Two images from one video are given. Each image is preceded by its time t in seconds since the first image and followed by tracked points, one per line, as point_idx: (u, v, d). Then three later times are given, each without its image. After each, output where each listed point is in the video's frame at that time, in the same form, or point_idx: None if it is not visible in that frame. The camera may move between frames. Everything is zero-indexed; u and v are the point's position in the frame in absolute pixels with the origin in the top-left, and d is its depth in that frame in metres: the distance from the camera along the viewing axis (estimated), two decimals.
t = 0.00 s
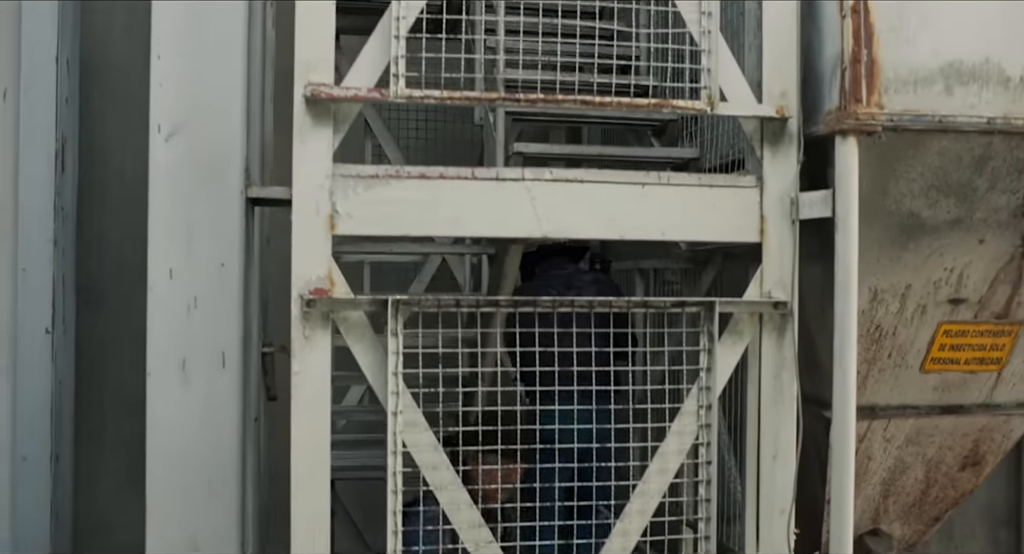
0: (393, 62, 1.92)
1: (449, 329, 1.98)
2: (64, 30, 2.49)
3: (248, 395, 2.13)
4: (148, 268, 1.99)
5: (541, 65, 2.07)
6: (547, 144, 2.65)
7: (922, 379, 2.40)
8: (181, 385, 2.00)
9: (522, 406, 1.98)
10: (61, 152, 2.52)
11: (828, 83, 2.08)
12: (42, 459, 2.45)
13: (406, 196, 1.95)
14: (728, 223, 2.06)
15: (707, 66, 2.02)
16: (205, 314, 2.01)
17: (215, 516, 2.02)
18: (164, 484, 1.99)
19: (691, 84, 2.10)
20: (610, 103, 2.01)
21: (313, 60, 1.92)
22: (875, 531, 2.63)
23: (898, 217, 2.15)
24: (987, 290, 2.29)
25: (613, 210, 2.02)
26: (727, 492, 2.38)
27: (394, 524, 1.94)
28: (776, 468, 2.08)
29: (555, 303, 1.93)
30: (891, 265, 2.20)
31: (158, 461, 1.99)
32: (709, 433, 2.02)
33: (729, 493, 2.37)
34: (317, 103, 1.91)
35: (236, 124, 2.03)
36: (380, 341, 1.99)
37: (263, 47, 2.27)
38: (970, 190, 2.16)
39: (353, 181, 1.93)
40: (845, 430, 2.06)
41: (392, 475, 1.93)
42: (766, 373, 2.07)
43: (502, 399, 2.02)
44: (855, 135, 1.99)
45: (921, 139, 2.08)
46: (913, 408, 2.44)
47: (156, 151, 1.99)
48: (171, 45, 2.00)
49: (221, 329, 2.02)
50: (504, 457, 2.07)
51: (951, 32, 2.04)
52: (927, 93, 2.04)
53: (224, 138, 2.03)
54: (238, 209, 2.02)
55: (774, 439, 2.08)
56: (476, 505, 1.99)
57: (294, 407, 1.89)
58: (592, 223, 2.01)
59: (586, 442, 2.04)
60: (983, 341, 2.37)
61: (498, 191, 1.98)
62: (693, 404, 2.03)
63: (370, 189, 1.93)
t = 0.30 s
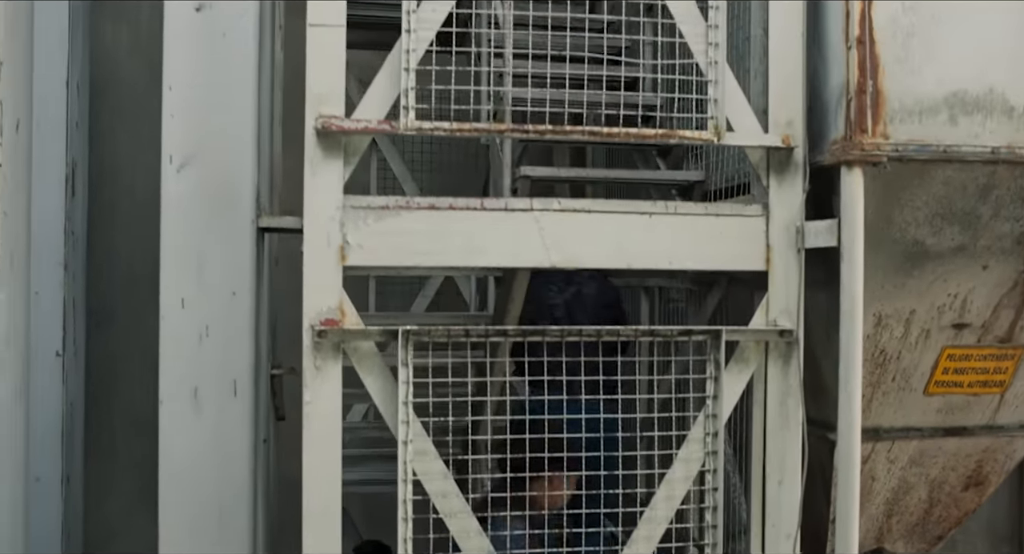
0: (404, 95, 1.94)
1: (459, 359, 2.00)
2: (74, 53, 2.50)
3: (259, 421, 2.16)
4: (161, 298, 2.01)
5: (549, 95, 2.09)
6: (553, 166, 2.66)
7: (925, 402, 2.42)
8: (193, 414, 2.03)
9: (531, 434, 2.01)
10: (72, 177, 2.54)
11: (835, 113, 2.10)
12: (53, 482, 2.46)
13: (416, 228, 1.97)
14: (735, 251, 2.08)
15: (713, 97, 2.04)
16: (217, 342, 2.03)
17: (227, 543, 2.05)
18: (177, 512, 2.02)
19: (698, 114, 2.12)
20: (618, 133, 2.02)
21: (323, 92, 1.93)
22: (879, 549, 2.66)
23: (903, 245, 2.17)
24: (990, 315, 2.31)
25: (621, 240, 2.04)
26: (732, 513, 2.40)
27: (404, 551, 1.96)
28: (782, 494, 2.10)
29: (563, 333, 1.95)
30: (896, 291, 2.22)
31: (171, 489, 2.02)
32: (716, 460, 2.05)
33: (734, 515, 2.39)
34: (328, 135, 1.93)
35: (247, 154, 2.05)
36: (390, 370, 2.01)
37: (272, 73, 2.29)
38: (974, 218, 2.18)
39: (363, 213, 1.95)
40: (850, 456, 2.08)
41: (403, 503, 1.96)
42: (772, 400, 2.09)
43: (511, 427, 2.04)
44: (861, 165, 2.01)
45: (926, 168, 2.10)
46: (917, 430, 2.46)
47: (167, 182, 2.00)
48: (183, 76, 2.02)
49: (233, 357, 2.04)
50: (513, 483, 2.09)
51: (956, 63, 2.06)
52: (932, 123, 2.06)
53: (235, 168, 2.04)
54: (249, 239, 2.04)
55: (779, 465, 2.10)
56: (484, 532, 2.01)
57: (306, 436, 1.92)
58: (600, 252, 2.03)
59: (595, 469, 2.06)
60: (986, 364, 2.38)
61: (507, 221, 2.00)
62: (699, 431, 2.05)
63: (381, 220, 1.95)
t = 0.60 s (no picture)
0: (413, 126, 1.96)
1: (468, 388, 2.02)
2: (84, 78, 2.52)
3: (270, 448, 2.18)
4: (172, 327, 2.03)
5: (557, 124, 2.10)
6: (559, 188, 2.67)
7: (929, 424, 2.44)
8: (204, 442, 2.05)
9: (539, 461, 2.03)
10: (81, 200, 2.56)
11: (840, 142, 2.11)
12: (64, 503, 2.49)
13: (425, 258, 1.99)
14: (740, 279, 2.10)
15: (720, 126, 2.06)
16: (228, 371, 2.05)
17: None
18: (188, 540, 2.04)
19: (704, 143, 2.14)
20: (626, 163, 2.04)
21: (334, 124, 1.94)
22: None
23: (907, 272, 2.19)
24: (993, 340, 2.33)
25: (628, 269, 2.06)
26: (737, 534, 2.41)
27: None
28: (786, 519, 2.12)
29: (571, 362, 1.97)
30: (900, 317, 2.24)
31: (182, 517, 2.04)
32: (722, 486, 2.06)
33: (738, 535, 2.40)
34: (338, 166, 1.95)
35: (258, 184, 2.06)
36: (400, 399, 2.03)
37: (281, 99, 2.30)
38: (977, 245, 2.20)
39: (373, 243, 1.97)
40: (855, 482, 2.10)
41: (412, 530, 1.97)
42: (777, 426, 2.11)
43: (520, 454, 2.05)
44: (866, 196, 2.03)
45: (931, 197, 2.12)
46: (920, 452, 2.48)
47: (179, 212, 2.03)
48: (194, 107, 2.04)
49: (244, 386, 2.06)
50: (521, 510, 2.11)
51: (960, 93, 2.08)
52: (936, 152, 2.08)
53: (246, 198, 2.06)
54: (260, 268, 2.06)
55: (784, 491, 2.11)
56: None
57: (317, 465, 1.94)
58: (608, 281, 2.05)
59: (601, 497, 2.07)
60: (989, 388, 2.40)
61: (515, 250, 2.02)
62: (706, 457, 2.07)
63: (391, 251, 1.97)
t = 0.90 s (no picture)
0: (421, 155, 1.97)
1: (476, 414, 2.04)
2: (92, 100, 2.54)
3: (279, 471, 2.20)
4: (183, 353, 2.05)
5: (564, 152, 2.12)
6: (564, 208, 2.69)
7: (932, 446, 2.45)
8: (215, 466, 2.07)
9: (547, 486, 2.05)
10: (90, 222, 2.57)
11: (846, 169, 2.13)
12: (73, 522, 2.51)
13: (434, 286, 2.00)
14: (746, 306, 2.12)
15: (726, 154, 2.07)
16: (238, 397, 2.07)
17: None
18: None
19: (710, 170, 2.15)
20: (633, 192, 2.06)
21: (344, 154, 1.96)
22: None
23: (911, 297, 2.21)
24: (996, 363, 2.35)
25: (635, 296, 2.08)
26: None
27: None
28: (791, 542, 2.14)
29: (579, 389, 1.99)
30: (904, 341, 2.26)
31: (194, 540, 2.06)
32: (727, 511, 2.08)
33: None
34: (347, 196, 1.96)
35: (268, 211, 2.08)
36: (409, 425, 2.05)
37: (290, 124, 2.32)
38: (981, 271, 2.22)
39: (383, 271, 1.98)
40: (859, 506, 2.12)
41: None
42: (782, 451, 2.13)
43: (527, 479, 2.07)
44: (871, 224, 2.05)
45: (935, 225, 2.13)
46: (923, 472, 2.49)
47: (189, 240, 2.04)
48: (205, 135, 2.06)
49: (254, 412, 2.08)
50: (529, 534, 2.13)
51: (963, 121, 2.10)
52: (941, 180, 2.09)
53: (256, 225, 2.08)
54: (270, 294, 2.07)
55: (789, 515, 2.13)
56: None
57: (327, 491, 1.96)
58: (614, 308, 2.07)
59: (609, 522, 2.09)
60: (992, 410, 2.42)
61: (523, 278, 2.04)
62: (711, 482, 2.09)
63: (400, 279, 1.99)
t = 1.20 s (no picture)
0: (430, 182, 1.98)
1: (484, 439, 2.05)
2: (101, 122, 2.55)
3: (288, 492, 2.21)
4: (194, 378, 2.06)
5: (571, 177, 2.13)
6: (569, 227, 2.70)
7: (935, 465, 2.46)
8: (225, 490, 2.08)
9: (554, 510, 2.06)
10: (99, 242, 2.58)
11: (851, 194, 2.15)
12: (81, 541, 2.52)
13: (443, 311, 2.02)
14: (752, 329, 2.14)
15: (732, 180, 2.09)
16: (248, 421, 2.09)
17: None
18: None
19: (717, 195, 2.17)
20: (640, 217, 2.08)
21: (354, 181, 1.97)
22: None
23: (915, 320, 2.22)
24: (999, 384, 2.36)
25: (642, 320, 2.10)
26: None
27: None
28: None
29: (586, 414, 2.01)
30: (909, 363, 2.27)
31: None
32: (733, 533, 2.10)
33: None
34: (357, 222, 1.98)
35: (278, 236, 2.09)
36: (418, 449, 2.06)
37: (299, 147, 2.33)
38: (985, 294, 2.23)
39: (392, 297, 2.00)
40: (864, 528, 2.13)
41: None
42: (788, 473, 2.15)
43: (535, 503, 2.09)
44: (876, 249, 2.07)
45: (939, 249, 2.15)
46: (927, 491, 2.50)
47: (200, 265, 2.06)
48: (215, 161, 2.07)
49: (264, 436, 2.09)
50: None
51: (968, 146, 2.12)
52: (945, 205, 2.11)
53: (266, 250, 2.09)
54: (280, 319, 2.08)
55: (795, 536, 2.15)
56: None
57: (336, 516, 1.97)
58: (621, 333, 2.09)
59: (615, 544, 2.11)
60: (995, 429, 2.43)
61: (531, 302, 2.05)
62: (718, 504, 2.11)
63: (409, 304, 2.01)
